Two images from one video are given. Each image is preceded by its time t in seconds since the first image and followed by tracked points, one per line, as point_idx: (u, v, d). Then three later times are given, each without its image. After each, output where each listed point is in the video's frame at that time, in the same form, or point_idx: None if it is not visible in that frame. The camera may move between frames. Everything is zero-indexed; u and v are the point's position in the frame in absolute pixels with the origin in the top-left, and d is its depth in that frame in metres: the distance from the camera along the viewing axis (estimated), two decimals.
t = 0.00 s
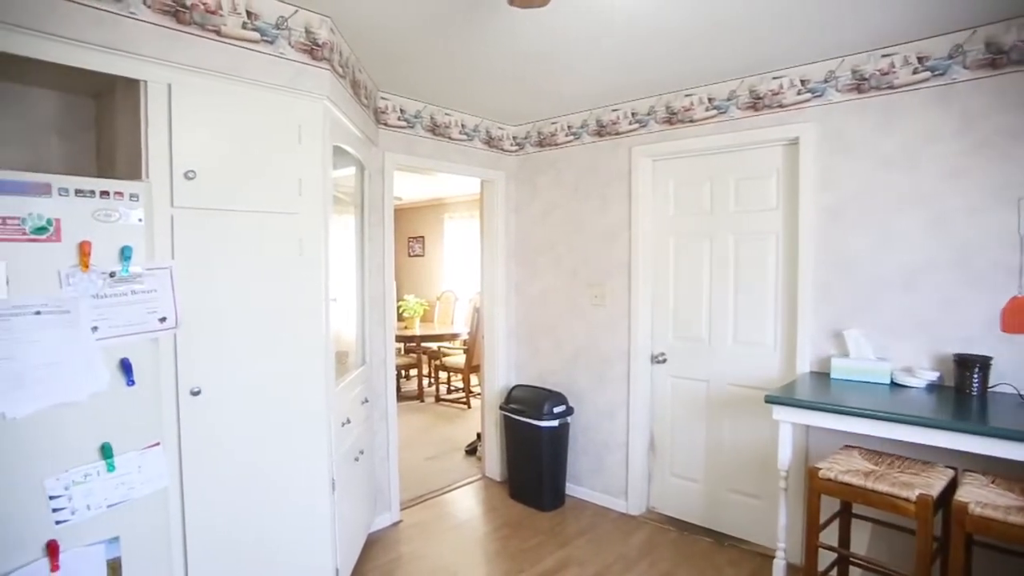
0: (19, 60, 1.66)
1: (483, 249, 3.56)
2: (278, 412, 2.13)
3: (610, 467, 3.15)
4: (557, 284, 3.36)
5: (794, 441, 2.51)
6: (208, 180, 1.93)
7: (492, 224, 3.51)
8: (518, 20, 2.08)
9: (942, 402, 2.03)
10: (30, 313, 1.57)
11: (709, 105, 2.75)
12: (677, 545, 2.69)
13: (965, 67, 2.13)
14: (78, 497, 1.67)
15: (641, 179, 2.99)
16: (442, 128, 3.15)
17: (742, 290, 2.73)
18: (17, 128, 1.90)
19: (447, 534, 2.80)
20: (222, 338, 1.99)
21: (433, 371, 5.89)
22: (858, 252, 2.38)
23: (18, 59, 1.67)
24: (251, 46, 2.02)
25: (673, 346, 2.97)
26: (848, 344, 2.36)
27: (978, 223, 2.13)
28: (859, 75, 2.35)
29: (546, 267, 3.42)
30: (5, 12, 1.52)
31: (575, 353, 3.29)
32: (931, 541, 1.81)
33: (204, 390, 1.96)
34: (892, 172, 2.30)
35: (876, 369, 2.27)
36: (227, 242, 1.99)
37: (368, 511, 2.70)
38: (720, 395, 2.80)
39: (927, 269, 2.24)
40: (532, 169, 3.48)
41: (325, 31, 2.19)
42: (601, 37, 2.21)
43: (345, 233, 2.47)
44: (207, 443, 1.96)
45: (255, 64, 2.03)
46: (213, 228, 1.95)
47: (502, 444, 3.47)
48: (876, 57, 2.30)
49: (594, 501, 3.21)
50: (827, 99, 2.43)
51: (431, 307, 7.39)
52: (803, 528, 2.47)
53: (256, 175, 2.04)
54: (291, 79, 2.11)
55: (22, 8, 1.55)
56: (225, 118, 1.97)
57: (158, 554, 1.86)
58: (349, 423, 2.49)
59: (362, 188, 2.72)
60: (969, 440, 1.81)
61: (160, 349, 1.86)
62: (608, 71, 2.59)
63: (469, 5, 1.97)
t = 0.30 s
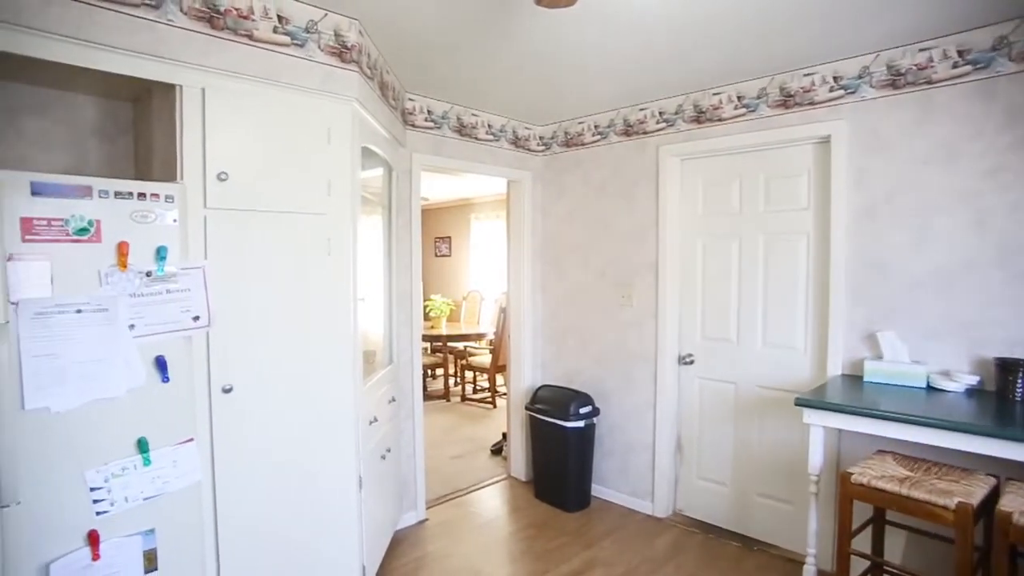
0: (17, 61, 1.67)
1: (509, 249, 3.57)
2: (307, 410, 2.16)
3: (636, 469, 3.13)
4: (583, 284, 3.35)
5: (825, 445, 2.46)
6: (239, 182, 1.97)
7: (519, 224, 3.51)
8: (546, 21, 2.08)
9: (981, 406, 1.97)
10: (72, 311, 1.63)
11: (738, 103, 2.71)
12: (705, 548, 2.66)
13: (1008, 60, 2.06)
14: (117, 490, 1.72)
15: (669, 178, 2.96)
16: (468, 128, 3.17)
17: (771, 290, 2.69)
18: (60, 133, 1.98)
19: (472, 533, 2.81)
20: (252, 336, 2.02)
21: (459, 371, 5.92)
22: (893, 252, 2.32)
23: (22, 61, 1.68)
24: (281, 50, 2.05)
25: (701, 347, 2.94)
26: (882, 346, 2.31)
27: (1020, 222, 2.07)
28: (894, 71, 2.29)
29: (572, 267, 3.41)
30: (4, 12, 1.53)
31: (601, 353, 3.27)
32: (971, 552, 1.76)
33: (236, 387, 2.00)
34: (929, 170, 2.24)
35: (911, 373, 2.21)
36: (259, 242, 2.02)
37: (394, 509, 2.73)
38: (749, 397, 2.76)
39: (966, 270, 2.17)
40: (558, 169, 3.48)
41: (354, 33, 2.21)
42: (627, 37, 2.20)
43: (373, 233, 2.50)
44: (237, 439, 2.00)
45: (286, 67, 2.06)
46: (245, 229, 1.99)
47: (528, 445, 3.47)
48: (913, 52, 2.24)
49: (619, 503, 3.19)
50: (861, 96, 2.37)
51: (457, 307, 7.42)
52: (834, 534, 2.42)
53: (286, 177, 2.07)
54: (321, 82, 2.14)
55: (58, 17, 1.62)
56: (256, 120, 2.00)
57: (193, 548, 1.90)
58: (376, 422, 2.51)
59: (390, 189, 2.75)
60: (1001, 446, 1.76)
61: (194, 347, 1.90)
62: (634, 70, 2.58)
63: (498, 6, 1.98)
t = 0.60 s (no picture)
0: (43, 65, 1.71)
1: (533, 250, 3.56)
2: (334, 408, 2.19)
3: (661, 471, 3.10)
4: (608, 285, 3.34)
5: (856, 449, 2.41)
6: (269, 183, 2.00)
7: (543, 224, 3.51)
8: (572, 20, 2.07)
9: (1020, 412, 1.91)
10: (109, 310, 1.67)
11: (765, 101, 2.67)
12: (730, 552, 2.63)
13: None
14: (150, 484, 1.76)
15: (695, 178, 2.93)
16: (493, 129, 3.17)
17: (799, 291, 2.64)
18: (95, 137, 2.04)
19: (495, 533, 2.82)
20: (280, 335, 2.06)
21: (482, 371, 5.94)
22: (928, 252, 2.26)
23: (43, 65, 1.72)
24: (309, 53, 2.08)
25: (727, 348, 2.90)
26: (915, 348, 2.25)
27: None
28: (929, 66, 2.23)
29: (596, 267, 3.40)
30: (4, 12, 1.55)
31: (626, 354, 3.26)
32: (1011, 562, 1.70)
33: (264, 385, 2.03)
34: (966, 168, 2.18)
35: (946, 376, 2.15)
36: (288, 242, 2.05)
37: (418, 507, 2.75)
38: (777, 399, 2.71)
39: (1004, 271, 2.11)
40: (582, 169, 3.47)
41: (380, 35, 2.23)
42: (651, 35, 2.19)
43: (398, 233, 2.52)
44: (266, 436, 2.04)
45: (313, 70, 2.09)
46: (274, 229, 2.02)
47: (552, 445, 3.47)
48: (950, 46, 2.18)
49: (643, 505, 3.17)
50: (894, 92, 2.32)
51: (481, 307, 7.44)
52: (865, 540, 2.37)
53: (313, 178, 2.10)
54: (348, 84, 2.17)
55: (95, 24, 1.69)
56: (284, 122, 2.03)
57: (222, 542, 1.93)
58: (400, 420, 2.53)
59: (415, 189, 2.77)
60: (1003, 446, 1.77)
61: (224, 345, 1.94)
62: (659, 69, 2.56)
63: (524, 6, 1.97)
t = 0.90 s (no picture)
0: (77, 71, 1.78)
1: (556, 250, 3.56)
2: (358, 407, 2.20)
3: (684, 473, 3.08)
4: (630, 285, 3.32)
5: (885, 453, 2.36)
6: (295, 184, 2.03)
7: (566, 224, 3.50)
8: (595, 19, 2.06)
9: None
10: (140, 308, 1.71)
11: (792, 99, 2.63)
12: (754, 556, 2.60)
13: None
14: (178, 479, 1.80)
15: (720, 177, 2.90)
16: (515, 129, 3.17)
17: (827, 292, 2.60)
18: (128, 140, 2.09)
19: (516, 533, 2.82)
20: (305, 334, 2.08)
21: (505, 371, 5.95)
22: (961, 252, 2.21)
23: (72, 70, 1.77)
24: (334, 55, 2.10)
25: (752, 349, 2.87)
26: (948, 351, 2.20)
27: None
28: (964, 60, 2.17)
29: (618, 267, 3.38)
30: (44, 20, 1.62)
31: (648, 355, 3.23)
32: None
33: (288, 383, 2.06)
34: (1001, 166, 2.11)
35: (980, 379, 2.10)
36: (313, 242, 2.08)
37: (440, 506, 2.76)
38: (803, 402, 2.67)
39: None
40: (605, 169, 3.45)
41: (404, 37, 2.24)
42: (673, 35, 2.17)
43: (422, 233, 2.53)
44: (291, 434, 2.06)
45: (338, 72, 2.11)
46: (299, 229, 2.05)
47: (573, 446, 3.46)
48: (985, 39, 2.12)
49: (666, 507, 3.15)
50: (927, 88, 2.26)
51: (504, 307, 7.45)
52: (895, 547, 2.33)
53: (338, 178, 2.11)
54: (372, 85, 2.18)
55: (126, 31, 1.75)
56: (309, 123, 2.05)
57: (248, 537, 1.96)
58: (423, 420, 2.54)
59: (438, 189, 2.78)
60: (1005, 446, 1.77)
61: (250, 344, 1.97)
62: (682, 68, 2.54)
63: (547, 5, 1.97)
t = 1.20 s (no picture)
0: (113, 77, 1.83)
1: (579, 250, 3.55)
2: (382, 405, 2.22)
3: (708, 475, 3.04)
4: (654, 285, 3.30)
5: (917, 458, 2.31)
6: (320, 185, 2.05)
7: (589, 224, 3.49)
8: (619, 17, 2.04)
9: None
10: (170, 307, 1.76)
11: (819, 96, 2.59)
12: (780, 561, 2.56)
13: None
14: (207, 475, 1.84)
15: (745, 176, 2.87)
16: (539, 129, 3.17)
17: (855, 293, 2.55)
18: (159, 143, 2.14)
19: (538, 533, 2.82)
20: (331, 333, 2.10)
21: (527, 371, 5.95)
22: (997, 252, 2.14)
23: (109, 76, 1.83)
24: (359, 57, 2.12)
25: (778, 351, 2.83)
26: (983, 354, 2.14)
27: None
28: (1002, 54, 2.11)
29: (642, 268, 3.36)
30: (84, 29, 1.68)
31: (672, 356, 3.21)
32: None
33: (314, 382, 2.08)
34: None
35: (1017, 383, 2.04)
36: (339, 242, 2.10)
37: (462, 505, 2.77)
38: (831, 405, 2.63)
39: None
40: (629, 169, 3.43)
41: (427, 38, 2.25)
42: (696, 33, 2.16)
43: (445, 233, 2.54)
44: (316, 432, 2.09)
45: (363, 74, 2.13)
46: (325, 230, 2.07)
47: (596, 446, 3.45)
48: None
49: (690, 510, 3.12)
50: (961, 83, 2.20)
51: (526, 308, 7.45)
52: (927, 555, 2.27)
53: (364, 179, 2.13)
54: (397, 86, 2.20)
55: (158, 36, 1.79)
56: (335, 125, 2.07)
57: (276, 533, 1.99)
58: (446, 419, 2.55)
59: (461, 190, 2.79)
60: None
61: (276, 343, 1.99)
62: (706, 67, 2.52)
63: (571, 4, 1.96)
